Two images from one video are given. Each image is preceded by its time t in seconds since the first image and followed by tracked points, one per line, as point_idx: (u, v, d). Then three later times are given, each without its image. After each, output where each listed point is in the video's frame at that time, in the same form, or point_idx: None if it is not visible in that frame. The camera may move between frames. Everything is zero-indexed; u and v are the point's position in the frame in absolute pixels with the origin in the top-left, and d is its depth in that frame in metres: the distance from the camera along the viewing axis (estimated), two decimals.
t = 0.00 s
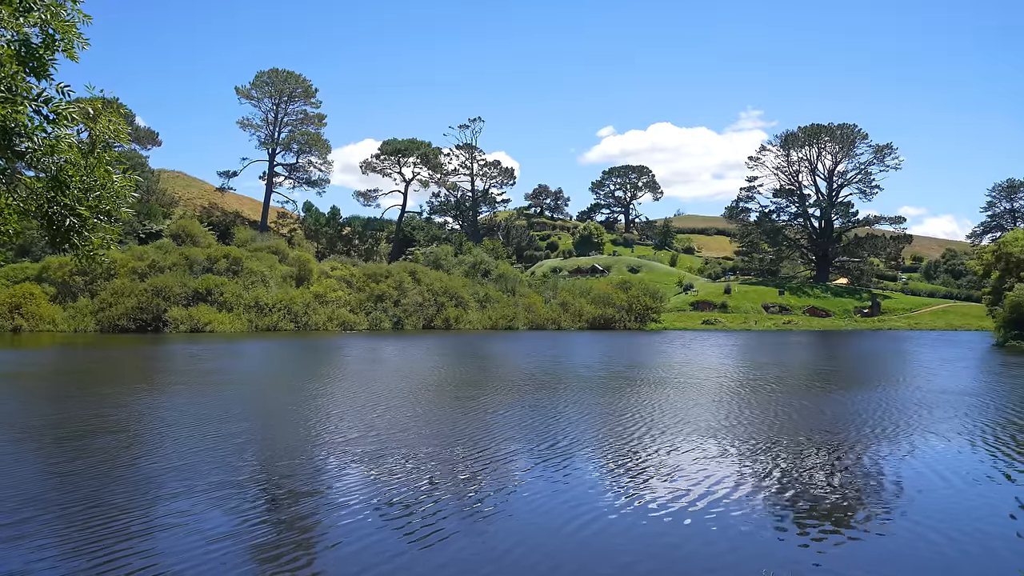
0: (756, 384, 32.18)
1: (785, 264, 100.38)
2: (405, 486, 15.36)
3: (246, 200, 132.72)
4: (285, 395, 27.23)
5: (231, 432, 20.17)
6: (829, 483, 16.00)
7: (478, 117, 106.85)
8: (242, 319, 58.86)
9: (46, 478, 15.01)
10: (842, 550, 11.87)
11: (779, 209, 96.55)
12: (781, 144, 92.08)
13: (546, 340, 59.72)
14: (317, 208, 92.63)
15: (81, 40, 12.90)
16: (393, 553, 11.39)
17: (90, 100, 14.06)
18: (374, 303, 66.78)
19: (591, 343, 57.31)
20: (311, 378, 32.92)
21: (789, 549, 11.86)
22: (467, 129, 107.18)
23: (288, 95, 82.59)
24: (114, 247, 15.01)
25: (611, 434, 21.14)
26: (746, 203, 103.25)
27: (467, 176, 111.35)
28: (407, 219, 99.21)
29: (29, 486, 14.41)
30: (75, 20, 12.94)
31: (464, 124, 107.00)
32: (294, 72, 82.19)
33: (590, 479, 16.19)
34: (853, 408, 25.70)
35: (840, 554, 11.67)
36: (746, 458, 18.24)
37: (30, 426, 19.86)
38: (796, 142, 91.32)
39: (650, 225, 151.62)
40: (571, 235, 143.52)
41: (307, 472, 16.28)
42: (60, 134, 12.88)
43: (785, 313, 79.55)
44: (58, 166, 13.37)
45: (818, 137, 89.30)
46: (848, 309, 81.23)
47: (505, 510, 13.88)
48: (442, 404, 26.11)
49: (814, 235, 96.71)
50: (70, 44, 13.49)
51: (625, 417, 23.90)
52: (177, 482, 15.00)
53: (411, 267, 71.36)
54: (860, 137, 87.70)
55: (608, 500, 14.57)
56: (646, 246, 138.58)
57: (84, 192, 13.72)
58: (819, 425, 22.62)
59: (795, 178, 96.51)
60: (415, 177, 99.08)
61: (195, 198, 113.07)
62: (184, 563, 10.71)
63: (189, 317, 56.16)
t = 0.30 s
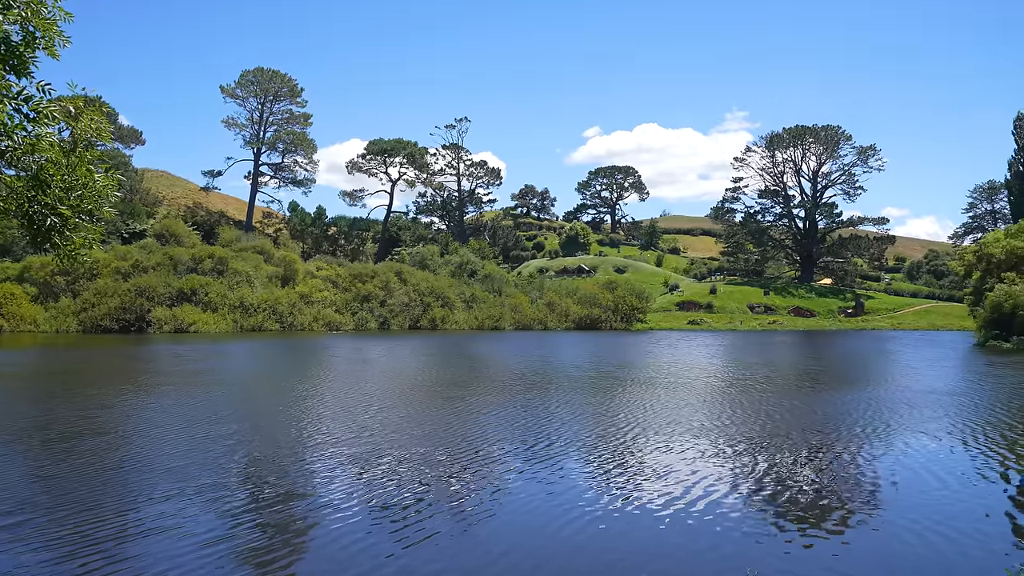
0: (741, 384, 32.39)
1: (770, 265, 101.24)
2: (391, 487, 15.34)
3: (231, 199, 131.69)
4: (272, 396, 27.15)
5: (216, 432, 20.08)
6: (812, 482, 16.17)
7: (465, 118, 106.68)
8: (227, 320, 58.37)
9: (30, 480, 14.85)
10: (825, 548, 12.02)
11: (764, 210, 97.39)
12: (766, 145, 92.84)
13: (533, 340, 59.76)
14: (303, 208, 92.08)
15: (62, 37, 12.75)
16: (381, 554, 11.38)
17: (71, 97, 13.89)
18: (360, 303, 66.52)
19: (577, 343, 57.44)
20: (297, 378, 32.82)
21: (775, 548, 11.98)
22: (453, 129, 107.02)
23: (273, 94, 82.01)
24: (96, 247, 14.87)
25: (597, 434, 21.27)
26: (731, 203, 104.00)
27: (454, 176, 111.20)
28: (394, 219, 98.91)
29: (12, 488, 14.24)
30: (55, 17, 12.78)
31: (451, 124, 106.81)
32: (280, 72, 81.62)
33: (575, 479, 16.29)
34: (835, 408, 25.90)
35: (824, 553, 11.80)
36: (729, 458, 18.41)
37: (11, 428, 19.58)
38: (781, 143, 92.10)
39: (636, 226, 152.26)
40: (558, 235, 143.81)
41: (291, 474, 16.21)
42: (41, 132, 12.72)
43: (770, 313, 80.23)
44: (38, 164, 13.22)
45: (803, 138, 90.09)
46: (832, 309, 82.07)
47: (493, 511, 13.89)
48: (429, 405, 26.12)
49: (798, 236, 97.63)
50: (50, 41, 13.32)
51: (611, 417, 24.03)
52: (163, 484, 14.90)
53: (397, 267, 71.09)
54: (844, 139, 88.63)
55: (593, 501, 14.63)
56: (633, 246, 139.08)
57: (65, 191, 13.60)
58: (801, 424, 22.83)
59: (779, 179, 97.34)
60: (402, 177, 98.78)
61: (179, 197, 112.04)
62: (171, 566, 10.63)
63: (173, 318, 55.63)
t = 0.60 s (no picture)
0: (727, 384, 32.57)
1: (755, 265, 101.99)
2: (376, 488, 15.28)
3: (216, 199, 130.57)
4: (257, 396, 27.03)
5: (201, 433, 19.94)
6: (796, 481, 16.29)
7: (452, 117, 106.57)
8: (212, 319, 57.83)
9: (12, 483, 14.63)
10: (810, 546, 12.13)
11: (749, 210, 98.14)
12: (751, 145, 93.56)
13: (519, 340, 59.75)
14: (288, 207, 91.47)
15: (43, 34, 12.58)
16: (370, 556, 11.33)
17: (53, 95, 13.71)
18: (346, 303, 66.19)
19: (563, 343, 57.55)
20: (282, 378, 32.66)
21: (761, 547, 12.07)
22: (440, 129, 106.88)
23: (258, 93, 81.37)
24: (78, 246, 14.71)
25: (584, 433, 21.36)
26: (717, 203, 104.70)
27: (440, 176, 110.99)
28: (380, 219, 98.57)
29: None
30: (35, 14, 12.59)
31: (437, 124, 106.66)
32: (265, 70, 80.99)
33: (561, 479, 16.33)
34: (819, 408, 26.06)
35: (809, 551, 11.90)
36: (715, 458, 18.51)
37: None
38: (766, 143, 92.84)
39: (623, 226, 152.83)
40: (544, 235, 144.02)
41: (276, 475, 16.09)
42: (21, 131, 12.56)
43: (755, 313, 80.88)
44: (19, 162, 13.06)
45: (788, 139, 90.86)
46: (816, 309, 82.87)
47: (480, 512, 13.88)
48: (416, 405, 26.08)
49: (783, 236, 98.45)
50: (31, 38, 13.13)
51: (597, 417, 24.10)
52: (147, 486, 14.74)
53: (383, 267, 70.80)
54: (828, 140, 89.51)
55: (579, 501, 14.66)
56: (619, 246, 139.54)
57: (46, 190, 13.45)
58: (785, 424, 22.99)
59: (764, 180, 98.12)
60: (388, 176, 98.42)
61: (162, 196, 110.88)
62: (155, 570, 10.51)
63: (157, 317, 55.03)
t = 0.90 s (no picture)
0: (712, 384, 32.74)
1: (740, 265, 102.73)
2: (362, 488, 15.21)
3: (200, 198, 129.37)
4: (243, 396, 26.87)
5: (185, 434, 19.77)
6: (781, 481, 16.38)
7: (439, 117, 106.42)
8: (196, 319, 57.29)
9: None
10: (797, 545, 12.24)
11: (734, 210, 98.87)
12: (736, 146, 94.27)
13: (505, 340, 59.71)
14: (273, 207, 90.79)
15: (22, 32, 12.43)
16: (359, 557, 11.26)
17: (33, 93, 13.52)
18: (332, 303, 65.84)
19: (550, 343, 57.65)
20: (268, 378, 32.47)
21: (748, 546, 12.13)
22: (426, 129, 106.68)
23: (243, 91, 80.72)
24: (60, 245, 14.55)
25: (571, 433, 21.44)
26: (702, 204, 105.40)
27: (426, 176, 110.75)
28: (366, 219, 98.18)
29: None
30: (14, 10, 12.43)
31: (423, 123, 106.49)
32: (250, 69, 80.37)
33: (547, 479, 16.34)
34: (803, 408, 26.26)
35: (796, 550, 12.00)
36: (700, 458, 18.59)
37: None
38: (751, 144, 93.57)
39: (609, 226, 153.22)
40: (531, 235, 144.13)
41: (261, 477, 15.94)
42: None
43: (740, 313, 81.46)
44: None
45: (773, 140, 91.65)
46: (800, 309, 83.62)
47: (467, 513, 13.85)
48: (402, 405, 26.01)
49: (768, 236, 99.26)
50: (11, 35, 12.97)
51: (583, 417, 24.15)
52: (131, 489, 14.56)
53: (369, 267, 70.52)
54: (812, 141, 90.40)
55: (565, 501, 14.67)
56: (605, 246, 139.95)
57: (26, 189, 13.29)
58: (771, 424, 23.11)
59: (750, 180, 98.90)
60: (374, 176, 98.02)
61: (146, 195, 109.68)
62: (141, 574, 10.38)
63: (140, 317, 54.46)
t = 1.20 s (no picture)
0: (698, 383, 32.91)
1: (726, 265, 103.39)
2: (350, 489, 15.17)
3: (184, 197, 128.14)
4: (230, 396, 26.74)
5: (171, 434, 19.63)
6: (768, 480, 16.52)
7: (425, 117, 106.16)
8: (180, 320, 56.75)
9: None
10: (786, 545, 12.35)
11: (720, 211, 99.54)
12: (722, 147, 94.94)
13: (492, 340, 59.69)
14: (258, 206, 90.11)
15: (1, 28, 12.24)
16: (351, 559, 11.22)
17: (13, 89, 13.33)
18: (318, 303, 65.48)
19: (536, 343, 57.76)
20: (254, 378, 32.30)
21: (738, 545, 12.24)
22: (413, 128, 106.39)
23: (228, 90, 80.03)
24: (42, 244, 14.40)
25: (558, 433, 21.52)
26: (688, 204, 106.02)
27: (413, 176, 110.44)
28: (352, 218, 97.74)
29: None
30: None
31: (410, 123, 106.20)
32: (235, 67, 79.69)
33: (535, 479, 16.38)
34: (788, 407, 26.50)
35: (785, 549, 12.12)
36: (687, 457, 18.70)
37: None
38: (737, 145, 94.25)
39: (595, 226, 153.62)
40: (517, 235, 144.12)
41: (250, 479, 15.83)
42: None
43: (726, 312, 82.05)
44: None
45: (758, 141, 92.36)
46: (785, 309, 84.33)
47: (458, 514, 13.86)
48: (389, 405, 25.96)
49: (753, 237, 100.03)
50: None
51: (571, 416, 24.22)
52: (120, 490, 14.42)
53: (354, 267, 70.22)
54: (797, 142, 91.23)
55: (554, 501, 14.72)
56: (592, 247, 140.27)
57: (7, 187, 13.13)
58: (758, 423, 23.28)
59: (735, 181, 99.61)
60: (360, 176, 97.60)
61: (129, 194, 108.44)
62: None
63: (124, 318, 53.90)
